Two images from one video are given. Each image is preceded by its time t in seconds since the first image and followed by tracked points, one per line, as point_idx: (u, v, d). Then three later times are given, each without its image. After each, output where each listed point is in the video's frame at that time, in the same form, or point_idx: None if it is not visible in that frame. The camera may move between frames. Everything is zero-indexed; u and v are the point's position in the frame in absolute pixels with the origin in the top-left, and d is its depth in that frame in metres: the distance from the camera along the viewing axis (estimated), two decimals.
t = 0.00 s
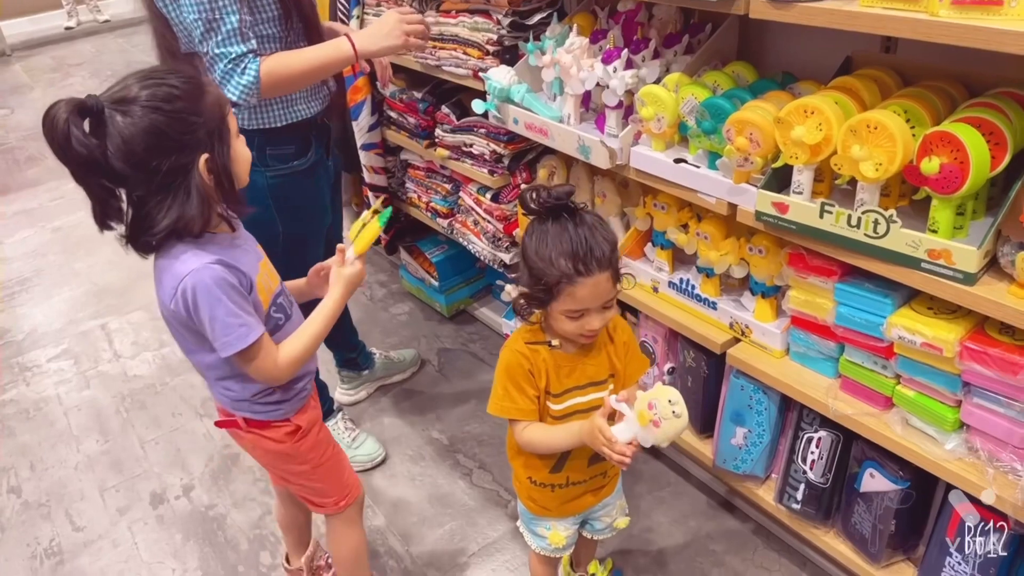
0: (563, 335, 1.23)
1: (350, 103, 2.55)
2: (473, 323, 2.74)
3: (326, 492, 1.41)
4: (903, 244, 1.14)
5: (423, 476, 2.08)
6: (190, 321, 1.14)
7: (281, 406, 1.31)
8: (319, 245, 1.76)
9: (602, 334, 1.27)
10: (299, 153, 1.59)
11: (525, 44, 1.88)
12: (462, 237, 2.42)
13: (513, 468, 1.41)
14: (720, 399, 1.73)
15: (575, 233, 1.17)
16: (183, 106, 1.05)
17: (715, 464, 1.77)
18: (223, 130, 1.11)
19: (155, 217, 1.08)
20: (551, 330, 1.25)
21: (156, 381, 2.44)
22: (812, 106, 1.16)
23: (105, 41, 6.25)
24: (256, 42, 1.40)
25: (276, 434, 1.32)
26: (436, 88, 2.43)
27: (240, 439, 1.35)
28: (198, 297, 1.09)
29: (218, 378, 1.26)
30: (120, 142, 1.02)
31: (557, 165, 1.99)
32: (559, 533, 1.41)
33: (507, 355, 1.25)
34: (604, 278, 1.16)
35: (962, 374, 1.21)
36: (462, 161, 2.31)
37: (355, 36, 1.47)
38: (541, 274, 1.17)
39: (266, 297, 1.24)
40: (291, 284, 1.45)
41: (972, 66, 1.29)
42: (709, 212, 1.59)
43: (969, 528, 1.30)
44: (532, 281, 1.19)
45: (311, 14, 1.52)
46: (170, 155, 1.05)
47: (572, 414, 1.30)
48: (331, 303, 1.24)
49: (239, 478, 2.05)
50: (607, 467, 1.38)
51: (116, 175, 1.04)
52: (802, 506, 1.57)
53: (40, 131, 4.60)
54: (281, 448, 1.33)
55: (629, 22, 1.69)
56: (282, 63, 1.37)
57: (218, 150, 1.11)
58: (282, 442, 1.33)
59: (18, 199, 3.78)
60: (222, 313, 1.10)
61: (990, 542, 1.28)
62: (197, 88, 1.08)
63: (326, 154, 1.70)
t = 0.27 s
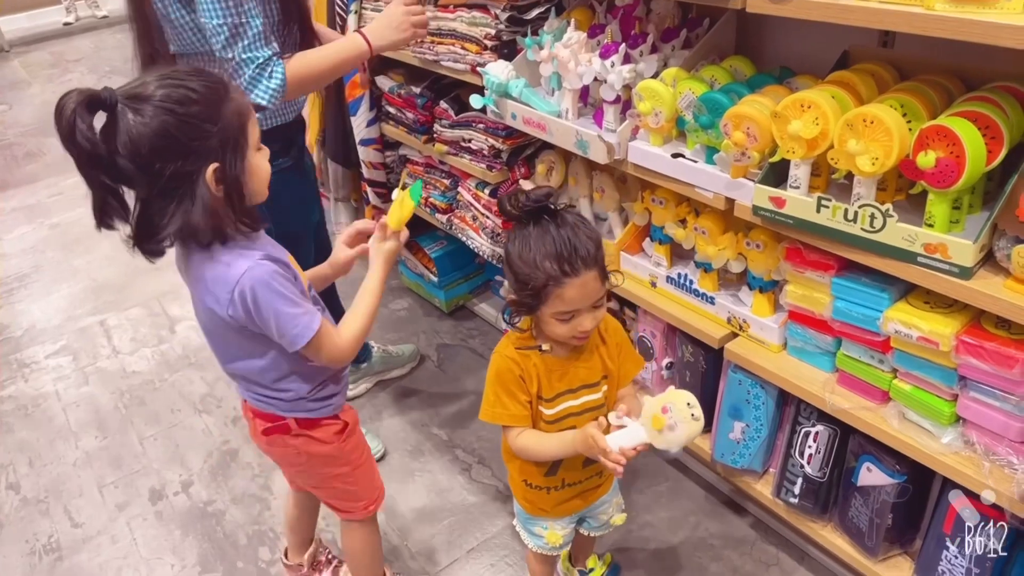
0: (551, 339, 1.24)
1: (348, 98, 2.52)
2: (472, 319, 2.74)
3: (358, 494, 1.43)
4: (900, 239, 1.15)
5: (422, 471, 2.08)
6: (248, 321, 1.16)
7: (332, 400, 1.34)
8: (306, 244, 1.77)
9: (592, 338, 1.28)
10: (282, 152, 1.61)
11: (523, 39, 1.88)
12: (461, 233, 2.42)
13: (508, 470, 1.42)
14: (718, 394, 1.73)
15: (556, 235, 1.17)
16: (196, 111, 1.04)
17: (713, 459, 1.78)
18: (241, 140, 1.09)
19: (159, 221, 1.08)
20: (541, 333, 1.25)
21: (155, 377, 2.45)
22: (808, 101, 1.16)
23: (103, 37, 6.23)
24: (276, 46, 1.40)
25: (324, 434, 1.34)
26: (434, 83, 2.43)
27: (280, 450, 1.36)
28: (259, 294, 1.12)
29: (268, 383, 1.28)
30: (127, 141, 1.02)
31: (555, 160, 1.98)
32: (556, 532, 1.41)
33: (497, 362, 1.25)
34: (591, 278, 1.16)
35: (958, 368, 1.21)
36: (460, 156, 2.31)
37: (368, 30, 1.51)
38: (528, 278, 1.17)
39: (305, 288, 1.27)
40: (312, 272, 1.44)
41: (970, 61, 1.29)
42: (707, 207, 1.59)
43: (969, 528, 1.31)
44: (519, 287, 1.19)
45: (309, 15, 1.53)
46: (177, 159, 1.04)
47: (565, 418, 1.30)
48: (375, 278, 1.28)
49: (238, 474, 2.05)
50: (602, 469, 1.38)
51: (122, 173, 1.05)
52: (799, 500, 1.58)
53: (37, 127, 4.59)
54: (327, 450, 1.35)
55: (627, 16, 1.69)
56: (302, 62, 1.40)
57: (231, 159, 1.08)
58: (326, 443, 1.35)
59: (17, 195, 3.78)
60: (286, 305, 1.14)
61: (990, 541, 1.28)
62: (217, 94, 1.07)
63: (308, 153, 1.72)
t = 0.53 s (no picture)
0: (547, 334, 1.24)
1: (345, 95, 2.51)
2: (470, 316, 2.74)
3: (368, 507, 1.42)
4: (896, 233, 1.15)
5: (421, 468, 2.09)
6: (279, 326, 1.17)
7: (355, 403, 1.35)
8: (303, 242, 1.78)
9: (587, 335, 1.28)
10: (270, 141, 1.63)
11: (520, 35, 1.88)
12: (459, 230, 2.42)
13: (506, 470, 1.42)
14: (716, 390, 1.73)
15: (545, 230, 1.18)
16: (222, 115, 1.04)
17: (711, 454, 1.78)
18: (264, 149, 1.10)
19: (175, 226, 1.08)
20: (537, 331, 1.25)
21: (152, 375, 2.45)
22: (805, 96, 1.16)
23: (99, 35, 6.22)
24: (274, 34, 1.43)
25: (346, 442, 1.35)
26: (431, 80, 2.43)
27: (298, 461, 1.35)
28: (291, 298, 1.13)
29: (293, 391, 1.28)
30: (147, 141, 1.02)
31: (552, 157, 1.98)
32: (555, 530, 1.42)
33: (494, 362, 1.26)
34: (585, 269, 1.16)
35: (954, 363, 1.22)
36: (458, 153, 2.31)
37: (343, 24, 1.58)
38: (522, 276, 1.17)
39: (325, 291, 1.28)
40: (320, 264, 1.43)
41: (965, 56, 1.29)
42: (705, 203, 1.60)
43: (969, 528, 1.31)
44: (513, 285, 1.19)
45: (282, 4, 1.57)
46: (199, 163, 1.04)
47: (563, 415, 1.30)
48: (397, 275, 1.29)
49: (237, 471, 2.05)
50: (600, 465, 1.39)
51: (140, 174, 1.04)
52: (797, 495, 1.58)
53: (35, 125, 4.59)
54: (347, 459, 1.35)
55: (623, 12, 1.68)
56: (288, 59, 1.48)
57: (253, 166, 1.09)
58: (346, 453, 1.35)
59: (13, 194, 3.77)
60: (319, 308, 1.15)
61: (990, 542, 1.28)
62: (245, 100, 1.07)
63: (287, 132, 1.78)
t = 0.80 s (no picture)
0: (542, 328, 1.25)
1: (340, 96, 2.50)
2: (468, 315, 2.74)
3: (371, 509, 1.43)
4: (889, 229, 1.15)
5: (420, 468, 2.09)
6: (289, 332, 1.17)
7: (361, 406, 1.35)
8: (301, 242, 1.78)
9: (579, 325, 1.29)
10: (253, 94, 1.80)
11: (515, 35, 1.88)
12: (456, 229, 2.42)
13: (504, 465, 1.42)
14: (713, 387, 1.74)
15: (535, 225, 1.18)
16: (231, 119, 1.04)
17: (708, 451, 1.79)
18: (272, 154, 1.11)
19: (183, 231, 1.08)
20: (531, 324, 1.26)
21: (150, 377, 2.45)
22: (798, 94, 1.17)
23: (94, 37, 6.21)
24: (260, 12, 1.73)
25: (352, 445, 1.35)
26: (426, 80, 2.43)
27: (305, 463, 1.35)
28: (302, 304, 1.13)
29: (300, 395, 1.28)
30: (154, 145, 1.02)
31: (549, 156, 1.99)
32: (555, 525, 1.42)
33: (490, 357, 1.26)
34: (573, 261, 1.17)
35: (949, 357, 1.22)
36: (454, 152, 2.31)
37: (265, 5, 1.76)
38: (512, 270, 1.18)
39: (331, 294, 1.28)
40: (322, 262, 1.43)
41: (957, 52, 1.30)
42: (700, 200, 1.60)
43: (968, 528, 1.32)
44: (505, 280, 1.20)
45: None
46: (207, 167, 1.04)
47: (560, 407, 1.31)
48: (400, 278, 1.30)
49: (235, 473, 2.06)
50: (599, 458, 1.40)
51: (147, 178, 1.04)
52: (794, 491, 1.59)
53: (31, 128, 4.59)
54: (353, 462, 1.36)
55: (617, 12, 1.68)
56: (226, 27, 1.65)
57: (261, 170, 1.09)
58: (351, 455, 1.36)
59: (11, 197, 3.77)
60: (330, 313, 1.15)
61: (990, 542, 1.29)
62: (253, 103, 1.08)
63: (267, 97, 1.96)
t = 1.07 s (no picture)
0: (528, 321, 1.25)
1: (333, 97, 2.51)
2: (463, 316, 2.74)
3: (366, 507, 1.43)
4: (878, 228, 1.16)
5: (415, 469, 2.09)
6: (286, 331, 1.17)
7: (359, 402, 1.35)
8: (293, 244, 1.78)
9: (567, 319, 1.29)
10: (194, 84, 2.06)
11: (507, 36, 1.89)
12: (449, 230, 2.42)
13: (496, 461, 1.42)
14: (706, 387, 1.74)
15: (517, 219, 1.18)
16: (224, 120, 1.05)
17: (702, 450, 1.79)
18: (265, 154, 1.11)
19: (178, 233, 1.07)
20: (519, 318, 1.27)
21: (143, 380, 2.45)
22: (787, 94, 1.18)
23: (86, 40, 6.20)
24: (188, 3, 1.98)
25: (349, 441, 1.36)
26: (420, 81, 2.43)
27: (302, 460, 1.35)
28: (298, 304, 1.13)
29: (297, 393, 1.28)
30: (147, 147, 1.02)
31: (541, 156, 1.99)
32: (547, 522, 1.42)
33: (481, 351, 1.26)
34: (557, 250, 1.17)
35: (939, 355, 1.23)
36: (447, 153, 2.31)
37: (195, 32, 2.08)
38: (495, 262, 1.19)
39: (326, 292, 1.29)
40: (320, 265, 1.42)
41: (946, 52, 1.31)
42: (692, 200, 1.61)
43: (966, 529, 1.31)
44: (490, 272, 1.21)
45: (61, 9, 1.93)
46: (201, 168, 1.04)
47: (549, 400, 1.32)
48: (391, 274, 1.29)
49: (229, 476, 2.06)
50: (591, 452, 1.40)
51: (140, 182, 1.04)
52: (788, 489, 1.59)
53: (23, 131, 4.57)
54: (351, 458, 1.36)
55: (607, 12, 1.69)
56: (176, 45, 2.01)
57: (255, 170, 1.10)
58: (348, 452, 1.36)
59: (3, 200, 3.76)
60: (326, 312, 1.15)
61: (990, 542, 1.29)
62: (245, 104, 1.08)
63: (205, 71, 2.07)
